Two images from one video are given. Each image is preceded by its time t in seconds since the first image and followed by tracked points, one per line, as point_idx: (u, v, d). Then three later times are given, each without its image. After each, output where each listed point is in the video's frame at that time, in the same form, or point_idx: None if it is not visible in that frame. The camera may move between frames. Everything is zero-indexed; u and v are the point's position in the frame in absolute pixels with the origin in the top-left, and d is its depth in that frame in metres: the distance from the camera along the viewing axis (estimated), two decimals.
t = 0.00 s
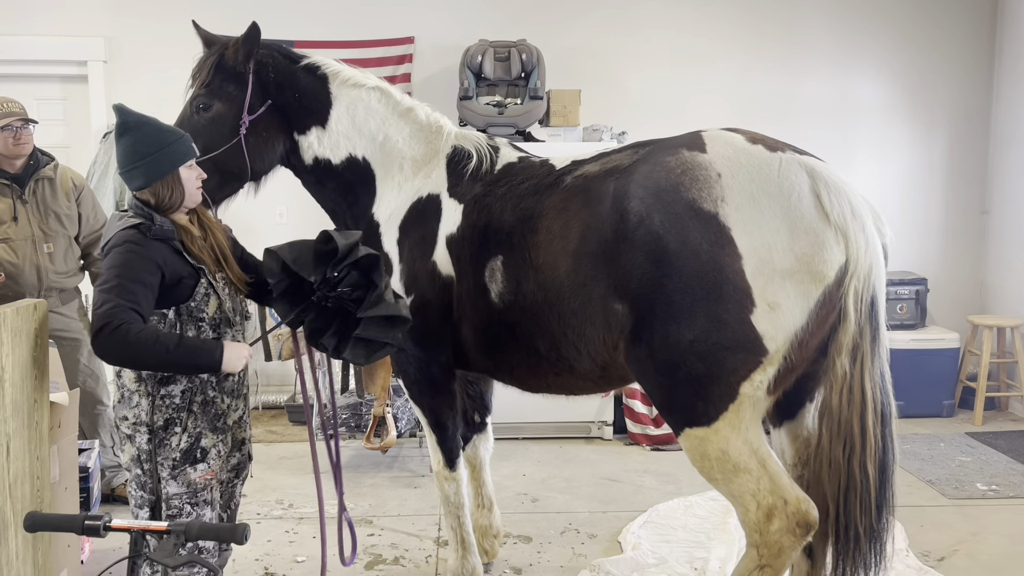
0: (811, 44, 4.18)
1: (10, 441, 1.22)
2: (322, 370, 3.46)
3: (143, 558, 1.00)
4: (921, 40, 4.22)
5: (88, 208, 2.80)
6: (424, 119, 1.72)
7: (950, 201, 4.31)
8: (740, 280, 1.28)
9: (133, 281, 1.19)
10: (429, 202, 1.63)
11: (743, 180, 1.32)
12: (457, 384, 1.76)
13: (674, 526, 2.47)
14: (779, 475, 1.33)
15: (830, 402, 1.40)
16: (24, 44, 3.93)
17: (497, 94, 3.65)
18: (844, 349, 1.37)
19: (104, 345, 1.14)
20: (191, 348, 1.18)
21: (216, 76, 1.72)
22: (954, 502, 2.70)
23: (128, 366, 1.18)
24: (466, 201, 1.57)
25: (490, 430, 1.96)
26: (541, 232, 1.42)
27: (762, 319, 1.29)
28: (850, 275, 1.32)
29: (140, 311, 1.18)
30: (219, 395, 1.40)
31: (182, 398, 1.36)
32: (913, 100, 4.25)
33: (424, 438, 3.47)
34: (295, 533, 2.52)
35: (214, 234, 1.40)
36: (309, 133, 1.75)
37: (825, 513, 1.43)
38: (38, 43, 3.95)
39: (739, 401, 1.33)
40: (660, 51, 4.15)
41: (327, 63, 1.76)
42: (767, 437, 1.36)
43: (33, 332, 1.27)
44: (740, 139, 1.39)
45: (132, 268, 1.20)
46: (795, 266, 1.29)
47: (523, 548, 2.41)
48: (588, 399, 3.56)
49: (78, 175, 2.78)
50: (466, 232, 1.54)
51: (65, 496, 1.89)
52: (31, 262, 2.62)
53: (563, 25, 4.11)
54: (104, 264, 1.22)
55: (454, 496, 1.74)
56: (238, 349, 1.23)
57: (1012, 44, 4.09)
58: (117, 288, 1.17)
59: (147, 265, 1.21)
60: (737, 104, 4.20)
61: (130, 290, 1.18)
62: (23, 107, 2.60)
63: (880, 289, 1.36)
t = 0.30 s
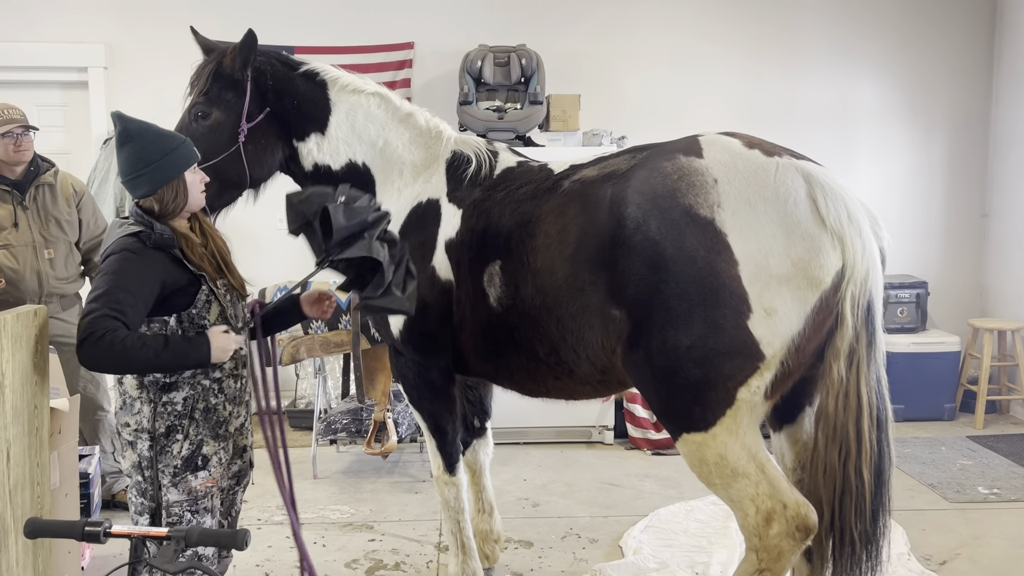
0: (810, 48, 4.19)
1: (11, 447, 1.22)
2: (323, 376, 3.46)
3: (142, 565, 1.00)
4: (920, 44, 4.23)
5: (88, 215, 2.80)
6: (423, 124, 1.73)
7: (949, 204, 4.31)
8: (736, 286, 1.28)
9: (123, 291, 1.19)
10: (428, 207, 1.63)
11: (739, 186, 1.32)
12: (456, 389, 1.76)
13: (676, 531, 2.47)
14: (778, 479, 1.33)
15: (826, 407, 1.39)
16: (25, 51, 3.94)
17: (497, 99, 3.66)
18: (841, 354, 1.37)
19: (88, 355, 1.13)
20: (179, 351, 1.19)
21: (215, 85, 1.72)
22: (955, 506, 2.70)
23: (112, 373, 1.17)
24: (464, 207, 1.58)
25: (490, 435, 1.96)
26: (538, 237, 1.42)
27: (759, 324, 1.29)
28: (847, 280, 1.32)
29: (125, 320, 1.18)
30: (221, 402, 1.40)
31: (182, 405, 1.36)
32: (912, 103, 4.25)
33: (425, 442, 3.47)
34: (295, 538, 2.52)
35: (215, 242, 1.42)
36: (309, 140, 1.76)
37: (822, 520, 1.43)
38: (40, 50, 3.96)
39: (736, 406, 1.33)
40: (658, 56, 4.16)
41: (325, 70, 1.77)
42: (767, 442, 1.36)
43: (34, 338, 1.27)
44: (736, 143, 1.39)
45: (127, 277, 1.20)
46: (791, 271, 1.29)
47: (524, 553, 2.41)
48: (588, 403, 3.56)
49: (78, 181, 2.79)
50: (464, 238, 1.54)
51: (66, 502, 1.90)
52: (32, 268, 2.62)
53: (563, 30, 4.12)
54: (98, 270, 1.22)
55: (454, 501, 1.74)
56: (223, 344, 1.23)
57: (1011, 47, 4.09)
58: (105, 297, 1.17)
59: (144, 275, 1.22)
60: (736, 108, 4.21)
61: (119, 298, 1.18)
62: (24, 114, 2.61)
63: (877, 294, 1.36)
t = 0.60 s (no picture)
0: (809, 53, 4.21)
1: (9, 454, 1.22)
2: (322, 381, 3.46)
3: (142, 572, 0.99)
4: (919, 48, 4.24)
5: (87, 220, 2.81)
6: (421, 129, 1.73)
7: (948, 209, 4.32)
8: (736, 291, 1.28)
9: (141, 303, 1.23)
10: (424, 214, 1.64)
11: (738, 192, 1.32)
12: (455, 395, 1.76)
13: (676, 536, 2.46)
14: (778, 484, 1.33)
15: (823, 411, 1.39)
16: (24, 57, 3.95)
17: (496, 105, 3.66)
18: (841, 359, 1.37)
19: (146, 371, 1.21)
20: (223, 335, 1.27)
21: (212, 89, 1.73)
22: (955, 510, 2.70)
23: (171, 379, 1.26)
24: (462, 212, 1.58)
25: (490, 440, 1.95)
26: (537, 242, 1.43)
27: (759, 330, 1.29)
28: (847, 285, 1.32)
29: (157, 328, 1.24)
30: (224, 408, 1.40)
31: (185, 411, 1.36)
32: (910, 108, 4.27)
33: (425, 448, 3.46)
34: (294, 544, 2.51)
35: (209, 248, 1.45)
36: (307, 144, 1.76)
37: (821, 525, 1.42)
38: (40, 56, 3.97)
39: (737, 411, 1.32)
40: (657, 61, 4.17)
41: (324, 76, 1.76)
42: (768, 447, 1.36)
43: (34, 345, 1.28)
44: (735, 148, 1.39)
45: (136, 289, 1.23)
46: (791, 277, 1.29)
47: (524, 559, 2.41)
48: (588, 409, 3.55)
49: (77, 187, 2.79)
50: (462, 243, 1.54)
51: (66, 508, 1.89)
52: (31, 275, 2.62)
53: (562, 36, 4.13)
54: (105, 286, 1.25)
55: (453, 507, 1.73)
56: (262, 315, 1.31)
57: (1010, 52, 4.11)
58: (129, 314, 1.22)
59: (148, 283, 1.24)
60: (734, 113, 4.22)
61: (141, 312, 1.23)
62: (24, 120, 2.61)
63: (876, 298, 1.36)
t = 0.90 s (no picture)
0: (806, 58, 4.23)
1: (9, 460, 1.22)
2: (321, 387, 3.46)
3: None
4: (917, 54, 4.26)
5: (86, 226, 2.81)
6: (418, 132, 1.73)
7: (945, 214, 4.33)
8: (736, 296, 1.28)
9: (154, 299, 1.23)
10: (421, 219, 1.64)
11: (738, 198, 1.32)
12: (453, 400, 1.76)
13: (675, 541, 2.46)
14: (779, 489, 1.33)
15: (824, 416, 1.40)
16: (24, 64, 3.96)
17: (495, 110, 3.67)
18: (839, 364, 1.37)
19: (177, 361, 1.19)
20: (243, 313, 1.23)
21: (210, 92, 1.74)
22: (954, 515, 2.70)
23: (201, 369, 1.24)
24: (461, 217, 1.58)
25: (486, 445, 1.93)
26: (537, 248, 1.43)
27: (759, 335, 1.29)
28: (847, 290, 1.33)
29: (176, 319, 1.23)
30: (228, 413, 1.40)
31: (190, 416, 1.36)
32: (907, 114, 4.28)
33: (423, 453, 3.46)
34: (293, 550, 2.50)
35: (207, 255, 1.48)
36: (304, 149, 1.77)
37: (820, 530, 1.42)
38: (39, 62, 3.98)
39: (736, 416, 1.32)
40: (655, 67, 4.19)
41: (322, 80, 1.75)
42: (768, 451, 1.36)
43: (33, 351, 1.28)
44: (734, 154, 1.40)
45: (141, 287, 1.23)
46: (790, 281, 1.30)
47: (523, 564, 2.40)
48: (587, 414, 3.55)
49: (76, 194, 2.79)
50: (461, 248, 1.55)
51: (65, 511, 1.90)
52: (30, 281, 2.62)
53: (560, 42, 4.15)
54: (110, 292, 1.25)
55: (452, 513, 1.73)
56: (281, 292, 1.27)
57: (1006, 57, 4.13)
58: (144, 309, 1.21)
59: (155, 282, 1.25)
60: (732, 119, 4.24)
61: (157, 305, 1.22)
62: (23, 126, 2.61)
63: (876, 301, 1.36)
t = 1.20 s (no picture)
0: (803, 64, 4.25)
1: (6, 467, 1.22)
2: (319, 393, 3.45)
3: None
4: (913, 60, 4.28)
5: (84, 232, 2.81)
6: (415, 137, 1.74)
7: (942, 219, 4.34)
8: (736, 301, 1.29)
9: (151, 304, 1.23)
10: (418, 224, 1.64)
11: (738, 204, 1.33)
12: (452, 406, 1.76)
13: (673, 547, 2.46)
14: (777, 494, 1.33)
15: (823, 421, 1.40)
16: (22, 70, 3.97)
17: (493, 116, 3.69)
18: (839, 369, 1.38)
19: (177, 365, 1.19)
20: (239, 316, 1.23)
21: (207, 96, 1.74)
22: (952, 520, 2.70)
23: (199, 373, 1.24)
24: (461, 223, 1.59)
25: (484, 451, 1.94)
26: (537, 254, 1.43)
27: (760, 340, 1.30)
28: (846, 295, 1.33)
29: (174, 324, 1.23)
30: (226, 418, 1.40)
31: (189, 422, 1.36)
32: (904, 120, 4.30)
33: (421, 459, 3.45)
34: (291, 557, 2.50)
35: (204, 262, 1.49)
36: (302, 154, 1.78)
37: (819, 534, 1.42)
38: (38, 69, 3.98)
39: (736, 421, 1.33)
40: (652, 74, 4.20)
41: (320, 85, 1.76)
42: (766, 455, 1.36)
43: (32, 357, 1.28)
44: (732, 160, 1.41)
45: (138, 293, 1.23)
46: (789, 286, 1.30)
47: (522, 570, 2.40)
48: (585, 419, 3.55)
49: (74, 200, 2.79)
50: (459, 254, 1.55)
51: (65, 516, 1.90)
52: (27, 287, 2.62)
53: (557, 48, 4.16)
54: (106, 300, 1.25)
55: (450, 519, 1.72)
56: (276, 293, 1.27)
57: (1003, 63, 4.15)
58: (142, 314, 1.21)
59: (153, 287, 1.26)
60: (730, 125, 4.26)
61: (154, 310, 1.23)
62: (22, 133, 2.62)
63: (874, 306, 1.37)
